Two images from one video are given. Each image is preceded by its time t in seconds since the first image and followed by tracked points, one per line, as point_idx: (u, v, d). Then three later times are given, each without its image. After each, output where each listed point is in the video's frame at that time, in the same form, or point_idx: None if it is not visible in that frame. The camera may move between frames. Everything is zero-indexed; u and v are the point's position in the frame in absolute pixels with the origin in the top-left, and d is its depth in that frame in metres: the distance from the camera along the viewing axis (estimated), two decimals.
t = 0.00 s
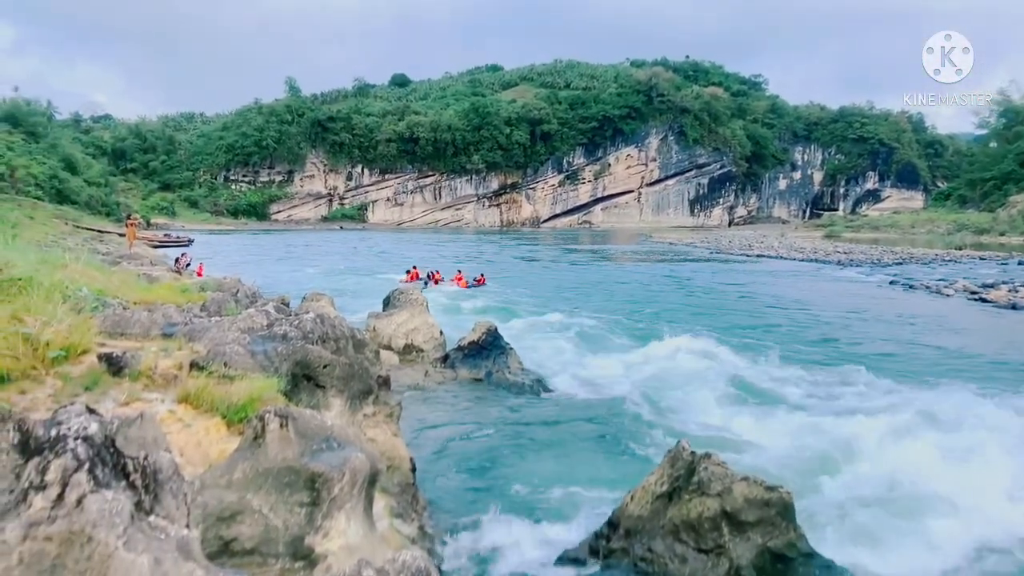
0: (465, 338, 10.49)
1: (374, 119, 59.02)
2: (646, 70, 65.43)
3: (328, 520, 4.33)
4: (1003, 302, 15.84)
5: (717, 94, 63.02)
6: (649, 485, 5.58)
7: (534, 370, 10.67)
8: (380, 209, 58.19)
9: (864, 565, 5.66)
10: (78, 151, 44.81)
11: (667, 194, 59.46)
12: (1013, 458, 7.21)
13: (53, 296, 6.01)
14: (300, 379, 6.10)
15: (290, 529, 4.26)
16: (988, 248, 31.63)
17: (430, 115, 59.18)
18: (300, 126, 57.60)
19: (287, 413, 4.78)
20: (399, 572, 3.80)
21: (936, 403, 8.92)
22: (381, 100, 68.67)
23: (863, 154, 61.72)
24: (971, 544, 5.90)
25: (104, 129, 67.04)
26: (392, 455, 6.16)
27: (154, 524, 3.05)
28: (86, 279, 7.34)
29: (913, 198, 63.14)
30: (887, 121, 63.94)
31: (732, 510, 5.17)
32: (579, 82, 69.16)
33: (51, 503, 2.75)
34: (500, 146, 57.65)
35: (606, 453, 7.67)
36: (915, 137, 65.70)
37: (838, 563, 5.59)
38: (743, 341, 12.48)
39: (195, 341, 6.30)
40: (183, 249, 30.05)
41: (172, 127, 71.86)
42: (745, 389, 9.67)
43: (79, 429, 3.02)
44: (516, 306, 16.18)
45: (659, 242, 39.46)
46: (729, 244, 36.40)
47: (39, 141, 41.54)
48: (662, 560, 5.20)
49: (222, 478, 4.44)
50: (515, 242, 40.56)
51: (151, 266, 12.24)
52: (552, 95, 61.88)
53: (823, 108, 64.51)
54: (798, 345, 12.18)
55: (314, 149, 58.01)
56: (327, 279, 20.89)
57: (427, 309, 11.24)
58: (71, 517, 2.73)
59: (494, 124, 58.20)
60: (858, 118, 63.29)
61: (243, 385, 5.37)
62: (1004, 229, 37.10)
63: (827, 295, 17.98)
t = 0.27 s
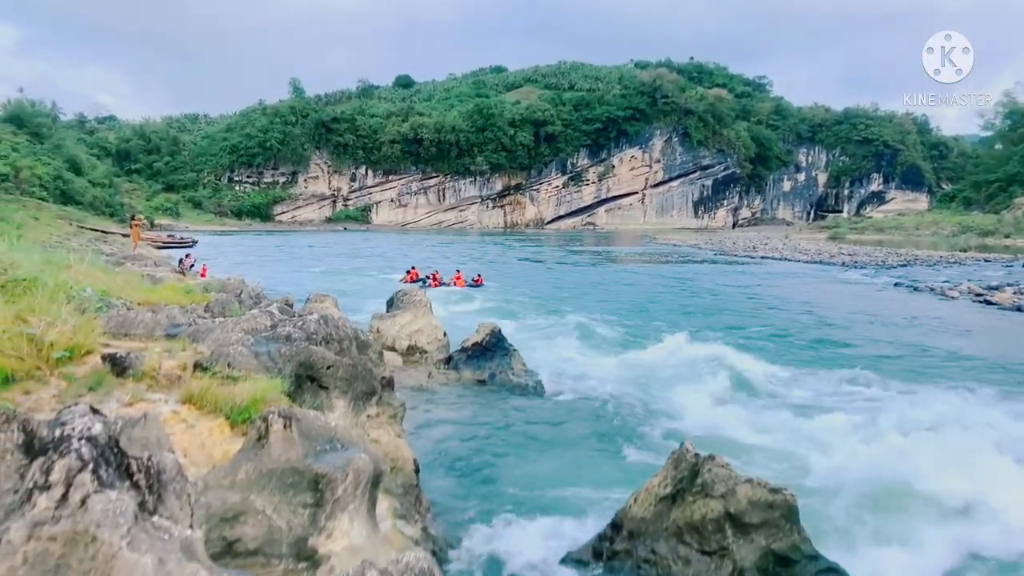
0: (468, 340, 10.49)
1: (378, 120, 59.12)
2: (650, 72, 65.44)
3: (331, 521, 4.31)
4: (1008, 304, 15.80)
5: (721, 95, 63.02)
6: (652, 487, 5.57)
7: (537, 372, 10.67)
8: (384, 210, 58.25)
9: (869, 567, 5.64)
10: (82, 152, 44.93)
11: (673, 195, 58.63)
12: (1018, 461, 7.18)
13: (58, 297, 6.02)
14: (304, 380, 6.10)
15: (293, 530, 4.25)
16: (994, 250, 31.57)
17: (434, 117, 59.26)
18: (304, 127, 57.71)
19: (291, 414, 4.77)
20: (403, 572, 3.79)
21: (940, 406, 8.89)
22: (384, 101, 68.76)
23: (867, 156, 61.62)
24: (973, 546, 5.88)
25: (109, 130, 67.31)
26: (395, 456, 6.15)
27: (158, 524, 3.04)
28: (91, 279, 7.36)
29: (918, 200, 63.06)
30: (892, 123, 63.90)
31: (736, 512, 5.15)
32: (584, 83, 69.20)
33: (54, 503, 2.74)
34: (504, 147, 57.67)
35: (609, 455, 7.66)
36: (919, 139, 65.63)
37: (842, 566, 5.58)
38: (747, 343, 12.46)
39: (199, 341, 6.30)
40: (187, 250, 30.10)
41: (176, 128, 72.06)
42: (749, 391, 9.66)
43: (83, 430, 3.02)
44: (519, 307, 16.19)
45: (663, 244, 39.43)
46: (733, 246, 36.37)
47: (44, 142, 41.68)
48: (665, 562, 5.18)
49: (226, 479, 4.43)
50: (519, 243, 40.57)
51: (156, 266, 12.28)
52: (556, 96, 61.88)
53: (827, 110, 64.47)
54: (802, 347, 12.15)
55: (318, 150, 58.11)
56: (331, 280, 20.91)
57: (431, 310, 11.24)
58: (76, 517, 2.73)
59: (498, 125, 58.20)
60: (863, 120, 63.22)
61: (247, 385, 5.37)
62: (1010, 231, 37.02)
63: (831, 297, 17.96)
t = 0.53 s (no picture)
0: (471, 341, 10.50)
1: (381, 121, 59.16)
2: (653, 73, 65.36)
3: (335, 522, 4.33)
4: (1012, 306, 15.78)
5: (724, 97, 62.93)
6: (655, 488, 5.56)
7: (540, 373, 10.67)
8: (388, 211, 58.30)
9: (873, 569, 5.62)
10: (87, 152, 45.07)
11: (675, 197, 59.23)
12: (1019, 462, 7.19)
13: (63, 297, 6.04)
14: (307, 380, 6.12)
15: (297, 531, 4.26)
16: (998, 252, 31.49)
17: (438, 118, 59.30)
18: (308, 128, 57.81)
19: (294, 415, 4.77)
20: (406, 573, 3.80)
21: (943, 408, 8.87)
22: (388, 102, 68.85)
23: (871, 157, 61.49)
24: (978, 549, 5.86)
25: (114, 131, 67.53)
26: (398, 457, 6.17)
27: (163, 525, 3.05)
28: (96, 280, 7.40)
29: (922, 202, 62.93)
30: (896, 124, 63.73)
31: (738, 514, 5.16)
32: (587, 85, 69.20)
33: (60, 503, 2.75)
34: (508, 148, 57.66)
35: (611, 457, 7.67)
36: (923, 141, 65.50)
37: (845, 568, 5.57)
38: (749, 345, 12.46)
39: (203, 342, 6.32)
40: (192, 251, 30.18)
41: (181, 129, 72.26)
42: (752, 392, 9.66)
43: (88, 430, 3.03)
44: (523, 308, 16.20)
45: (666, 245, 39.39)
46: (736, 247, 36.33)
47: (49, 143, 41.83)
48: (669, 564, 5.18)
49: (230, 478, 4.44)
50: (522, 244, 40.59)
51: (160, 268, 12.31)
52: (559, 98, 61.91)
53: (831, 111, 64.32)
54: (805, 349, 12.16)
55: (322, 151, 58.22)
56: (334, 281, 20.96)
57: (434, 312, 11.25)
58: (81, 517, 2.74)
59: (502, 126, 58.20)
60: (866, 121, 63.06)
61: (251, 386, 5.38)
62: (1014, 233, 36.91)
63: (835, 298, 17.94)
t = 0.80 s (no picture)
0: (475, 342, 10.49)
1: (385, 123, 59.21)
2: (657, 74, 65.31)
3: (339, 522, 4.33)
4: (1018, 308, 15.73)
5: (729, 98, 62.89)
6: (659, 490, 5.53)
7: (544, 374, 10.66)
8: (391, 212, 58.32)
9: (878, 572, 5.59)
10: (92, 153, 45.21)
11: (679, 198, 59.26)
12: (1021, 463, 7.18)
13: (68, 298, 6.05)
14: (311, 382, 6.12)
15: (301, 531, 4.26)
16: (1004, 254, 31.42)
17: (441, 119, 59.30)
18: (312, 129, 57.90)
19: (298, 415, 4.77)
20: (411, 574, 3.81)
21: (946, 410, 8.84)
22: (391, 103, 68.91)
23: (875, 158, 61.41)
24: (982, 549, 5.86)
25: (119, 132, 67.67)
26: (402, 458, 6.16)
27: (168, 524, 3.04)
28: (100, 281, 7.42)
29: (927, 204, 62.83)
30: (901, 125, 63.62)
31: (743, 516, 5.15)
32: (591, 86, 69.22)
33: (65, 503, 2.74)
34: (511, 149, 57.66)
35: (615, 458, 7.66)
36: (928, 142, 65.38)
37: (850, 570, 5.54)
38: (754, 346, 12.44)
39: (207, 343, 6.32)
40: (196, 251, 30.26)
41: (185, 130, 72.44)
42: (756, 394, 9.64)
43: (93, 431, 3.03)
44: (527, 309, 16.19)
45: (670, 247, 39.35)
46: (741, 248, 36.31)
47: (53, 144, 41.91)
48: (673, 565, 5.17)
49: (234, 479, 4.44)
50: (526, 245, 40.59)
51: (164, 269, 12.33)
52: (563, 99, 61.90)
53: (836, 112, 64.23)
54: (809, 350, 12.14)
55: (326, 152, 58.34)
56: (338, 282, 20.98)
57: (438, 312, 11.25)
58: (85, 517, 2.72)
59: (505, 127, 58.19)
60: (871, 122, 62.97)
61: (254, 387, 5.38)
62: (1020, 234, 36.82)
63: (840, 300, 17.90)
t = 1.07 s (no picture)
0: (479, 342, 10.49)
1: (389, 123, 59.27)
2: (661, 75, 65.31)
3: (343, 523, 4.34)
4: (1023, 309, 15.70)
5: (733, 99, 62.88)
6: (663, 491, 5.52)
7: (548, 375, 10.67)
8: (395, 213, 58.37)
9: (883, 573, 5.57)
10: (97, 154, 45.32)
11: (682, 199, 59.30)
12: None
13: (73, 298, 6.06)
14: (315, 382, 6.12)
15: (305, 532, 4.26)
16: (1009, 255, 31.36)
17: (445, 120, 59.32)
18: (316, 130, 58.00)
19: (302, 416, 4.77)
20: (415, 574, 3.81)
21: (954, 412, 8.78)
22: (395, 104, 68.99)
23: (880, 159, 61.34)
24: (986, 553, 5.81)
25: (123, 133, 67.84)
26: (406, 459, 6.16)
27: (172, 524, 3.03)
28: (105, 281, 7.44)
29: (931, 205, 62.79)
30: (906, 126, 63.57)
31: (748, 517, 5.14)
32: (595, 87, 69.25)
33: (69, 503, 2.74)
34: (515, 150, 57.66)
35: (619, 459, 7.65)
36: (933, 142, 65.31)
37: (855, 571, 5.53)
38: (757, 347, 12.42)
39: (212, 343, 6.32)
40: (201, 252, 30.32)
41: (190, 131, 72.61)
42: (759, 394, 9.65)
43: (98, 431, 3.04)
44: (531, 310, 16.20)
45: (674, 247, 39.32)
46: (745, 249, 36.30)
47: (58, 144, 41.99)
48: (677, 567, 5.17)
49: (238, 479, 4.44)
50: (530, 246, 40.59)
51: (169, 269, 12.36)
52: (567, 100, 61.80)
53: (840, 113, 64.18)
54: (813, 352, 12.12)
55: (330, 153, 58.46)
56: (343, 283, 21.00)
57: (442, 313, 11.26)
58: (90, 517, 2.71)
59: (509, 128, 58.18)
60: (875, 123, 62.89)
61: (259, 387, 5.39)
62: None
63: (844, 301, 17.87)
